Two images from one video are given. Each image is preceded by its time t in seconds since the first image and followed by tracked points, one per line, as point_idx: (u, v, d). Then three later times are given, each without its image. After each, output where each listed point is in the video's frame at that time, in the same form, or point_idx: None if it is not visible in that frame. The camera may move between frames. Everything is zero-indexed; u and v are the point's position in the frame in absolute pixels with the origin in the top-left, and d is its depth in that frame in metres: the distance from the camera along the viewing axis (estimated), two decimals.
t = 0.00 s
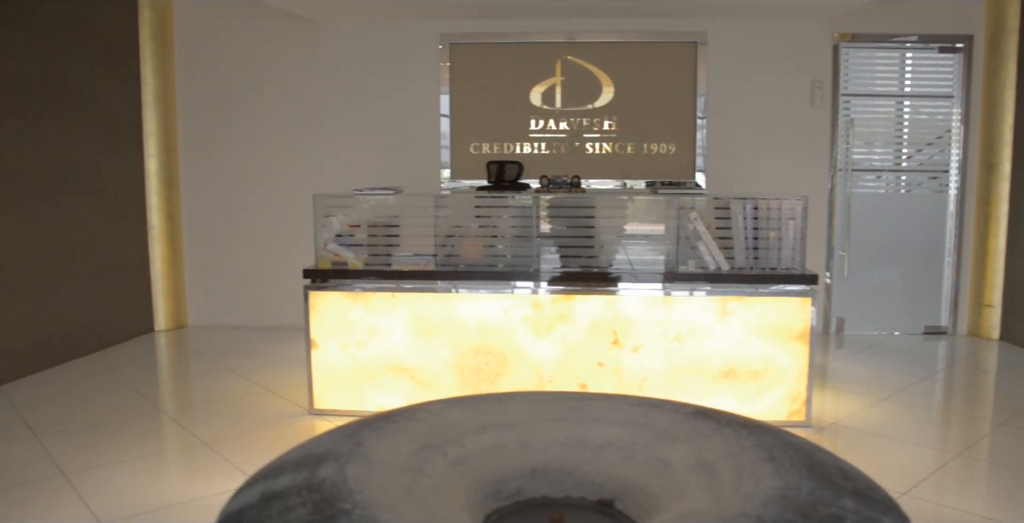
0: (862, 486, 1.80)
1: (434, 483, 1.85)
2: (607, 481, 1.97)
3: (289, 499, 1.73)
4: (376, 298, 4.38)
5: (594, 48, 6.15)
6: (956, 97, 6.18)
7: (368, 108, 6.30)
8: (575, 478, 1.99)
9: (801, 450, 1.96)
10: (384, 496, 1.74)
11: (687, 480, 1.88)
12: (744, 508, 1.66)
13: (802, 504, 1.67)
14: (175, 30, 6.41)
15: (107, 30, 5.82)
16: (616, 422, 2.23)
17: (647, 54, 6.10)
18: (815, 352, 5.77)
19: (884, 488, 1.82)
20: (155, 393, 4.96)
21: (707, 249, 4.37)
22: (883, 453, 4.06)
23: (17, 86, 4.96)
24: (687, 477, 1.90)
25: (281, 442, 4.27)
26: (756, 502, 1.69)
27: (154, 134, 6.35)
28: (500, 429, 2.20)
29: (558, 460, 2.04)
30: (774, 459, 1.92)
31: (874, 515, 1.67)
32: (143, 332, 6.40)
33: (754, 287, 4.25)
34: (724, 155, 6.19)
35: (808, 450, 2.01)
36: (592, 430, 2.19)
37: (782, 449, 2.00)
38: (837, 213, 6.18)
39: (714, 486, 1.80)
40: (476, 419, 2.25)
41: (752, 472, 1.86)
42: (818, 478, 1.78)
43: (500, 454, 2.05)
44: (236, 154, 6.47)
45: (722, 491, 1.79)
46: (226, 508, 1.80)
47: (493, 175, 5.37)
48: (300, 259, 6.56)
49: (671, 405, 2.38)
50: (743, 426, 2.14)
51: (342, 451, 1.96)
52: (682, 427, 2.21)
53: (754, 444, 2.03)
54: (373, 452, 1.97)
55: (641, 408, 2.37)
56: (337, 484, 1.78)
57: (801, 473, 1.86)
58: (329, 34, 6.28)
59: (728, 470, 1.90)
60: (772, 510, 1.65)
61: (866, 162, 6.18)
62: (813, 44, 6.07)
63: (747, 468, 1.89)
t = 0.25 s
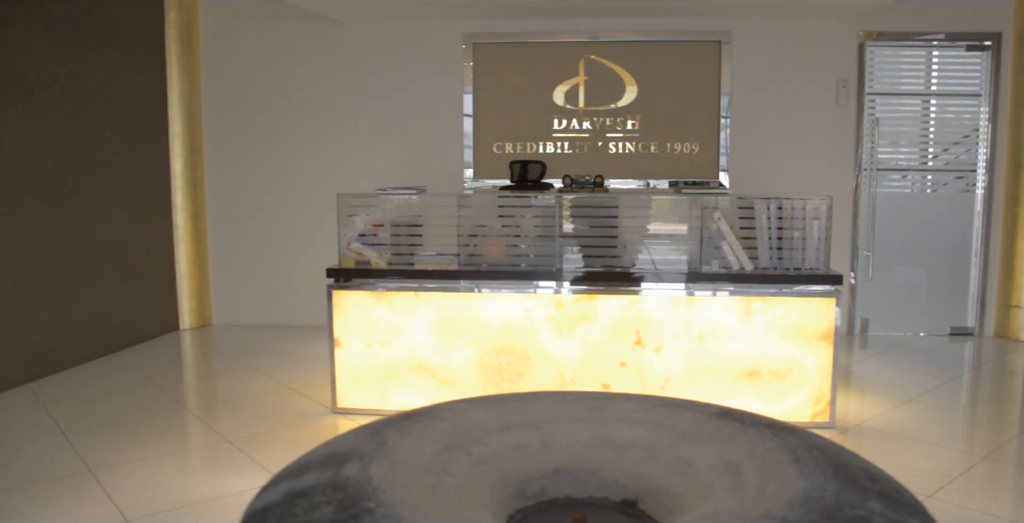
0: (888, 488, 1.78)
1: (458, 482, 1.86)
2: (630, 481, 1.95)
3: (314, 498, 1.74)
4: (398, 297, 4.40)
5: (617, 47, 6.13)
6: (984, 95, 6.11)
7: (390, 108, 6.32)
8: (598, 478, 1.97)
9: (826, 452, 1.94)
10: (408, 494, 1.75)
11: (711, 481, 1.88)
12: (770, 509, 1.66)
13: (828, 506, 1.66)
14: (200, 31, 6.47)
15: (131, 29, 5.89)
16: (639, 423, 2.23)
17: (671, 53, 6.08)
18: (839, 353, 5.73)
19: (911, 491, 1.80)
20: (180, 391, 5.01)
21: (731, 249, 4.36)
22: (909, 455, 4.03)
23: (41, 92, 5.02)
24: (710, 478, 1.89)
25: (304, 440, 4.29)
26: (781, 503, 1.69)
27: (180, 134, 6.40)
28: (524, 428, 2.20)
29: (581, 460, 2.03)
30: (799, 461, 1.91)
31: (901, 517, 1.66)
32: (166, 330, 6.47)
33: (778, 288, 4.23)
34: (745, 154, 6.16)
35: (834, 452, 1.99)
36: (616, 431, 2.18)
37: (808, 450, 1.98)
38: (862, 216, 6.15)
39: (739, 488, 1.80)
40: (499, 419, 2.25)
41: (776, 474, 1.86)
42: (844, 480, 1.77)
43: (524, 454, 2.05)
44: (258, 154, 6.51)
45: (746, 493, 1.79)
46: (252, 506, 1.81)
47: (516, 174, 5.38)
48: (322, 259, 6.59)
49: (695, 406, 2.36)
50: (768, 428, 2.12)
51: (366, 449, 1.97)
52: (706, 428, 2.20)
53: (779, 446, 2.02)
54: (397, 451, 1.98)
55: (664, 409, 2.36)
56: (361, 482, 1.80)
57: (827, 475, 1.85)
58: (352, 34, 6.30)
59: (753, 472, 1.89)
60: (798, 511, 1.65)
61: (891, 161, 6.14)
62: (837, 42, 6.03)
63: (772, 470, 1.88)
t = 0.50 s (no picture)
0: (904, 490, 1.77)
1: (470, 482, 1.86)
2: (644, 481, 1.95)
3: (327, 497, 1.75)
4: (411, 297, 4.41)
5: (630, 46, 6.12)
6: (1000, 94, 6.07)
7: (402, 108, 6.33)
8: (613, 478, 1.97)
9: (841, 453, 1.93)
10: (422, 494, 1.75)
11: (725, 482, 1.87)
12: (784, 510, 1.66)
13: (843, 508, 1.65)
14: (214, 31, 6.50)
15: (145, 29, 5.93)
16: (652, 423, 2.22)
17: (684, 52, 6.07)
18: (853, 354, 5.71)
19: (926, 493, 1.79)
20: (193, 389, 5.03)
21: (744, 250, 4.34)
22: (924, 456, 4.01)
23: (53, 92, 5.07)
24: (724, 479, 1.89)
25: (317, 440, 4.30)
26: (795, 504, 1.68)
27: (194, 134, 6.45)
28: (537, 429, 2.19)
29: (594, 460, 2.02)
30: (813, 462, 1.90)
31: (916, 519, 1.65)
32: (180, 329, 6.50)
33: (792, 288, 4.20)
34: (758, 154, 6.14)
35: (848, 453, 1.98)
36: (628, 431, 2.18)
37: (822, 451, 1.97)
38: (876, 215, 6.12)
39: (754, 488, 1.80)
40: (512, 418, 2.25)
41: (791, 475, 1.85)
42: (859, 482, 1.76)
43: (537, 454, 2.05)
44: (270, 154, 6.54)
45: (761, 494, 1.78)
46: (265, 504, 1.82)
47: (528, 174, 5.38)
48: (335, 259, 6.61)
49: (708, 407, 2.35)
50: (781, 429, 2.11)
51: (379, 449, 1.97)
52: (719, 428, 2.19)
53: (793, 447, 2.01)
54: (410, 451, 1.98)
55: (677, 409, 2.34)
56: (374, 482, 1.80)
57: (841, 476, 1.84)
58: (365, 34, 6.32)
59: (767, 473, 1.88)
60: (813, 513, 1.64)
61: (906, 161, 6.10)
62: (851, 41, 6.00)
63: (785, 471, 1.88)
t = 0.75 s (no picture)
0: (923, 492, 1.76)
1: (488, 482, 1.86)
2: (661, 482, 1.93)
3: (345, 496, 1.76)
4: (427, 296, 4.42)
5: (645, 45, 6.11)
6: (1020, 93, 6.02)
7: (417, 107, 6.35)
8: (630, 478, 1.95)
9: (859, 455, 1.92)
10: (439, 493, 1.75)
11: (743, 482, 1.86)
12: (802, 511, 1.66)
13: (861, 510, 1.65)
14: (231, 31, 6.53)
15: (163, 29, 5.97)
16: (670, 423, 2.20)
17: (700, 52, 6.06)
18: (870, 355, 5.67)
19: (946, 496, 1.77)
20: (209, 388, 5.06)
21: (761, 250, 4.32)
22: (942, 458, 3.98)
23: (68, 93, 5.11)
24: (742, 480, 1.87)
25: (332, 439, 4.31)
26: (813, 506, 1.68)
27: (210, 135, 6.49)
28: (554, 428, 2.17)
29: (611, 460, 2.01)
30: (832, 463, 1.89)
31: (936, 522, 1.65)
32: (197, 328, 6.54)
33: (808, 288, 4.20)
34: (773, 153, 6.12)
35: (867, 455, 1.96)
36: (647, 431, 2.16)
37: (840, 452, 1.96)
38: (893, 215, 6.08)
39: (771, 489, 1.79)
40: (529, 418, 2.23)
41: (809, 476, 1.83)
42: (878, 484, 1.75)
43: (553, 454, 2.04)
44: (285, 153, 6.56)
45: (779, 495, 1.77)
46: (283, 503, 1.83)
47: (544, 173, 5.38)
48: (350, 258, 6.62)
49: (726, 407, 2.33)
50: (799, 430, 2.09)
51: (396, 448, 1.97)
52: (737, 428, 2.17)
53: (811, 448, 1.99)
54: (428, 450, 1.99)
55: (695, 409, 2.32)
56: (391, 481, 1.80)
57: (860, 478, 1.82)
58: (380, 33, 6.33)
59: (785, 474, 1.86)
60: (831, 515, 1.64)
61: (924, 161, 6.07)
62: (868, 40, 5.97)
63: (804, 472, 1.86)
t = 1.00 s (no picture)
0: (947, 495, 1.73)
1: (507, 482, 1.85)
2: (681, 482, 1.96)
3: (365, 494, 1.76)
4: (446, 296, 4.43)
5: (664, 44, 6.09)
6: None
7: (435, 107, 6.36)
8: (649, 478, 1.99)
9: (881, 456, 1.89)
10: (458, 492, 1.74)
11: (764, 484, 1.84)
12: (822, 514, 1.63)
13: (884, 512, 1.62)
14: (251, 32, 6.56)
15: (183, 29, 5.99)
16: (690, 424, 2.18)
17: (719, 51, 6.03)
18: (892, 356, 5.63)
19: (970, 498, 1.74)
20: (229, 386, 5.10)
21: (780, 250, 4.30)
22: (965, 461, 3.95)
23: (91, 93, 5.17)
24: (762, 481, 1.85)
25: (351, 437, 4.33)
26: (835, 508, 1.65)
27: (232, 135, 6.52)
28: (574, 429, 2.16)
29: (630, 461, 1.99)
30: (853, 465, 1.86)
31: None
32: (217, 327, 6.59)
33: (828, 289, 4.16)
34: (792, 152, 6.09)
35: (889, 457, 1.94)
36: (667, 432, 2.14)
37: (861, 454, 1.94)
38: (915, 214, 6.03)
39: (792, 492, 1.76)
40: (549, 417, 2.22)
41: (830, 478, 1.81)
42: (901, 486, 1.72)
43: (571, 454, 2.03)
44: (304, 153, 6.60)
45: (800, 497, 1.75)
46: (302, 502, 1.84)
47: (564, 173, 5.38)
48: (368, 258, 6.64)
49: (747, 408, 2.30)
50: (821, 431, 2.07)
51: (415, 447, 1.97)
52: (757, 429, 2.15)
53: (832, 450, 1.96)
54: (447, 449, 1.98)
55: (716, 410, 2.29)
56: (411, 481, 1.79)
57: (883, 480, 1.80)
58: (399, 33, 6.35)
59: (805, 476, 1.84)
60: (853, 517, 1.61)
61: (946, 160, 6.02)
62: (889, 39, 5.92)
63: (825, 474, 1.84)
